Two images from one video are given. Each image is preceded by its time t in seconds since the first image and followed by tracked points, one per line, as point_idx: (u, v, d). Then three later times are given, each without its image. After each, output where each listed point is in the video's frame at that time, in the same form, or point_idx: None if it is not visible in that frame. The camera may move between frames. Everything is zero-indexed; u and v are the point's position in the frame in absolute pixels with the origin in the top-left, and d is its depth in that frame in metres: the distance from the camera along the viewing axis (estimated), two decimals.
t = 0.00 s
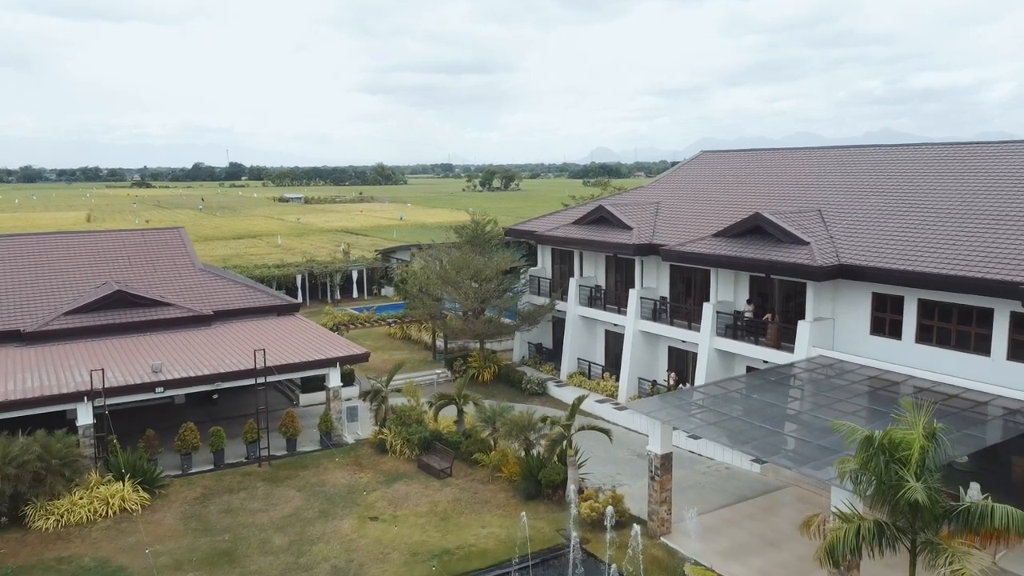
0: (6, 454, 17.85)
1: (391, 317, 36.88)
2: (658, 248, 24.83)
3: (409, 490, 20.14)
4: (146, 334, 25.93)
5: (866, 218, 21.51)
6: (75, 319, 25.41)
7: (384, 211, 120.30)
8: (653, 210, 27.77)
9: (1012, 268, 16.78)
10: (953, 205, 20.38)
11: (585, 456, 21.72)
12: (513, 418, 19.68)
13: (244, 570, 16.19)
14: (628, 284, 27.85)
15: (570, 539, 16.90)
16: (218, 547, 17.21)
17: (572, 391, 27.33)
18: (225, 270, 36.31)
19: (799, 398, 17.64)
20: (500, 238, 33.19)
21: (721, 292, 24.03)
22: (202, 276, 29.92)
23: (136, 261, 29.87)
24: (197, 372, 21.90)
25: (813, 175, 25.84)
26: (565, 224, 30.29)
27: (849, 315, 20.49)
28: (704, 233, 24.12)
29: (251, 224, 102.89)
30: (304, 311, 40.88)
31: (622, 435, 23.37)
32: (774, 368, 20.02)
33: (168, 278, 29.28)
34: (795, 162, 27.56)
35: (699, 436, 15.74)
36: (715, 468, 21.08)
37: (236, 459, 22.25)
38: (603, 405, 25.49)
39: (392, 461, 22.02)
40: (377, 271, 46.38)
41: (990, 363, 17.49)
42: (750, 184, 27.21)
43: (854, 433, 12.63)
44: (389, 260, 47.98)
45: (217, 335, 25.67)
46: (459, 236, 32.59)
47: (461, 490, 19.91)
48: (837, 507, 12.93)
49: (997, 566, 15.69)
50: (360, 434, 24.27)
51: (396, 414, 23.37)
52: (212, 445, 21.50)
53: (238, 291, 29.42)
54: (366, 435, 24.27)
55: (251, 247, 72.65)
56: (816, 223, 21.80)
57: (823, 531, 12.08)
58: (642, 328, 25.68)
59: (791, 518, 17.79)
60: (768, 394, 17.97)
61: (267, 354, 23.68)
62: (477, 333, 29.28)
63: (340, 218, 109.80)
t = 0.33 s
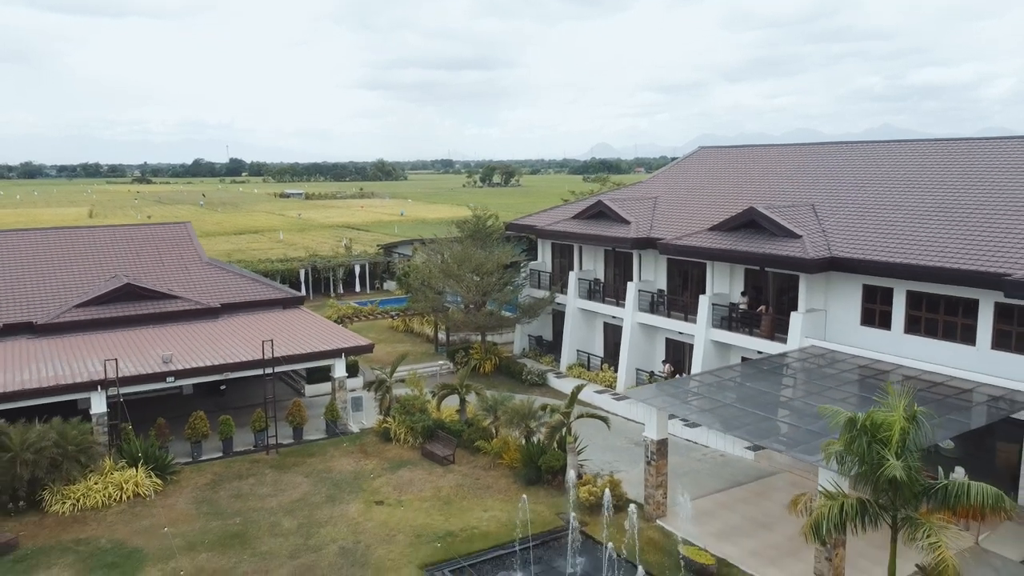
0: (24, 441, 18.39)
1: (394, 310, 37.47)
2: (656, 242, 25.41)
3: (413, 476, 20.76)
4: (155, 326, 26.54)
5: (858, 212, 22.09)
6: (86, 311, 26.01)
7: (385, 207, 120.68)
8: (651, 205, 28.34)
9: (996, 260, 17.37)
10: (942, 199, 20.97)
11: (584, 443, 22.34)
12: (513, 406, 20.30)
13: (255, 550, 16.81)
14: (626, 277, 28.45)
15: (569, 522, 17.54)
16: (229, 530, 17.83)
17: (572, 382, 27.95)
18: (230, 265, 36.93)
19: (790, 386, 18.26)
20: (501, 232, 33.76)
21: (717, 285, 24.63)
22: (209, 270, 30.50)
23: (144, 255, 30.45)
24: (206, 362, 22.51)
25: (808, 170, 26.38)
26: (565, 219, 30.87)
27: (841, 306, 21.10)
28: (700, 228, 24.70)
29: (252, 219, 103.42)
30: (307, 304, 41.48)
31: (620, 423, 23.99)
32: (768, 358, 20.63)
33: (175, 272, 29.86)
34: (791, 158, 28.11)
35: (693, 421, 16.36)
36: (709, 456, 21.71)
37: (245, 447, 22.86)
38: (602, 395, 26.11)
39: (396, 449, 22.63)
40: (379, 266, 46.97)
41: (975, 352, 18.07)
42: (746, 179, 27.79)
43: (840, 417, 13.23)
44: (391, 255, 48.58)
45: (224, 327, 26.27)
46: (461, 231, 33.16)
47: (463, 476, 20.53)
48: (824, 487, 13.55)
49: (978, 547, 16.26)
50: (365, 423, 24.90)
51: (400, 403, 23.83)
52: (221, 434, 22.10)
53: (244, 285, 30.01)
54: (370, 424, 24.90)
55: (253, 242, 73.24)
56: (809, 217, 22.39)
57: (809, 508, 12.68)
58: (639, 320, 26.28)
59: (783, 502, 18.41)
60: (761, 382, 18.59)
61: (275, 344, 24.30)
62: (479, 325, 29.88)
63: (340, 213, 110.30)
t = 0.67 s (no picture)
0: (40, 427, 18.98)
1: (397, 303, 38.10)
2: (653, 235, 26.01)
3: (416, 462, 21.39)
4: (163, 318, 27.17)
5: (850, 206, 22.67)
6: (96, 304, 26.64)
7: (386, 203, 121.15)
8: (648, 199, 28.93)
9: (981, 252, 17.97)
10: (930, 194, 21.58)
11: (582, 431, 22.97)
12: (514, 395, 20.97)
13: (265, 532, 17.45)
14: (624, 271, 29.07)
15: (567, 505, 18.17)
16: (239, 513, 18.46)
17: (571, 373, 28.60)
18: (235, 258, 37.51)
19: (782, 374, 18.87)
20: (502, 226, 34.33)
21: (713, 277, 25.24)
22: (215, 263, 31.09)
23: (152, 249, 31.06)
24: (215, 352, 23.13)
25: (803, 165, 26.95)
26: (564, 213, 31.45)
27: (832, 298, 21.73)
28: (696, 221, 25.30)
29: (253, 214, 103.91)
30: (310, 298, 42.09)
31: (617, 412, 24.62)
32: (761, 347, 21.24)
33: (182, 265, 30.46)
34: (786, 153, 28.66)
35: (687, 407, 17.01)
36: (704, 443, 22.33)
37: (252, 435, 23.50)
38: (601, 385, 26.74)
39: (400, 437, 23.27)
40: (381, 260, 47.55)
41: (961, 342, 18.66)
42: (742, 174, 28.36)
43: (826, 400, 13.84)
44: (393, 249, 49.11)
45: (231, 319, 26.87)
46: (462, 225, 33.70)
47: (465, 462, 21.15)
48: (811, 467, 14.18)
49: (961, 528, 16.84)
50: (369, 412, 25.54)
51: (404, 392, 24.49)
52: (229, 422, 22.70)
53: (250, 278, 30.59)
54: (374, 413, 25.53)
55: (256, 237, 73.79)
56: (802, 211, 23.00)
57: (795, 487, 13.30)
58: (637, 312, 26.92)
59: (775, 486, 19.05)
60: (754, 371, 19.21)
61: (281, 335, 24.93)
62: (480, 318, 30.47)
63: (341, 209, 110.53)
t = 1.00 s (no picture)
0: (56, 415, 19.67)
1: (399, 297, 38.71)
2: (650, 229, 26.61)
3: (420, 450, 22.03)
4: (172, 311, 27.79)
5: (842, 201, 23.27)
6: (106, 297, 27.26)
7: (386, 199, 121.59)
8: (646, 194, 29.53)
9: (966, 244, 18.56)
10: (922, 189, 22.13)
11: (581, 420, 23.58)
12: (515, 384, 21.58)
13: (275, 514, 18.11)
14: (622, 264, 29.67)
15: (566, 490, 18.79)
16: (249, 497, 19.10)
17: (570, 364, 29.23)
18: (240, 252, 38.13)
19: (774, 363, 19.47)
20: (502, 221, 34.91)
21: (708, 270, 25.85)
22: (221, 257, 31.69)
23: (159, 243, 31.67)
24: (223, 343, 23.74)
25: (797, 161, 27.53)
26: (564, 208, 32.03)
27: (824, 290, 22.33)
28: (692, 216, 25.89)
29: (255, 210, 104.43)
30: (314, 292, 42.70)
31: (615, 402, 25.24)
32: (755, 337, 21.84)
33: (189, 259, 31.06)
34: (782, 149, 29.24)
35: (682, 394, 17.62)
36: (700, 431, 22.95)
37: (260, 424, 24.12)
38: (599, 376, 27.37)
39: (404, 425, 23.92)
40: (383, 255, 48.15)
41: (948, 331, 19.25)
42: (738, 169, 28.96)
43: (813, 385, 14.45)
44: (394, 244, 49.70)
45: (238, 311, 27.47)
46: (463, 219, 34.25)
47: (467, 450, 21.78)
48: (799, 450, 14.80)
49: (945, 511, 17.48)
50: (372, 402, 26.15)
51: (407, 382, 25.12)
52: (237, 411, 23.30)
53: (255, 271, 31.19)
54: (378, 403, 26.15)
55: (258, 232, 74.33)
56: (795, 206, 23.59)
57: (783, 468, 13.94)
58: (635, 305, 27.53)
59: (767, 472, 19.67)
60: (747, 360, 19.82)
61: (287, 327, 25.54)
62: (480, 311, 31.08)
63: (342, 205, 110.92)
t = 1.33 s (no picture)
0: (71, 403, 20.31)
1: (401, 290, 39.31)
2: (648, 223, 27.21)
3: (423, 437, 22.66)
4: (180, 303, 28.41)
5: (834, 195, 23.87)
6: (115, 289, 27.90)
7: (387, 194, 122.08)
8: (644, 189, 30.11)
9: (952, 237, 19.17)
10: (913, 184, 22.71)
11: (580, 408, 24.21)
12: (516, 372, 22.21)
13: (284, 498, 18.76)
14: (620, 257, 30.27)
15: (564, 474, 19.44)
16: (258, 482, 19.73)
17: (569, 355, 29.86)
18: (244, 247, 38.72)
19: (767, 352, 20.10)
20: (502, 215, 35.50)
21: (705, 263, 26.45)
22: (226, 251, 32.29)
23: (166, 237, 32.27)
24: (231, 334, 24.37)
25: (793, 156, 28.10)
26: (563, 203, 32.60)
27: (817, 281, 22.94)
28: (688, 210, 26.49)
29: (256, 206, 104.99)
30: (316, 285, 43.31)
31: (613, 391, 25.89)
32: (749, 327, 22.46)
33: (195, 253, 31.68)
34: (778, 145, 29.81)
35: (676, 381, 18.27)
36: (695, 420, 23.59)
37: (267, 412, 24.75)
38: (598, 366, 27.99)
39: (407, 414, 24.55)
40: (385, 249, 48.74)
41: (935, 321, 19.88)
42: (735, 164, 29.52)
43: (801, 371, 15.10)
44: (396, 238, 50.26)
45: (244, 304, 28.07)
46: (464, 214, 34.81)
47: (469, 437, 22.42)
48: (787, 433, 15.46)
49: (931, 494, 18.11)
50: (376, 392, 26.77)
51: (410, 372, 25.73)
52: (245, 400, 23.94)
53: (260, 265, 31.78)
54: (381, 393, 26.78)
55: (260, 227, 74.85)
56: (788, 200, 24.21)
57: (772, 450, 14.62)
58: (633, 297, 28.13)
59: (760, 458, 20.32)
60: (741, 349, 20.46)
61: (293, 319, 26.14)
62: (481, 303, 31.67)
63: (343, 200, 111.45)
